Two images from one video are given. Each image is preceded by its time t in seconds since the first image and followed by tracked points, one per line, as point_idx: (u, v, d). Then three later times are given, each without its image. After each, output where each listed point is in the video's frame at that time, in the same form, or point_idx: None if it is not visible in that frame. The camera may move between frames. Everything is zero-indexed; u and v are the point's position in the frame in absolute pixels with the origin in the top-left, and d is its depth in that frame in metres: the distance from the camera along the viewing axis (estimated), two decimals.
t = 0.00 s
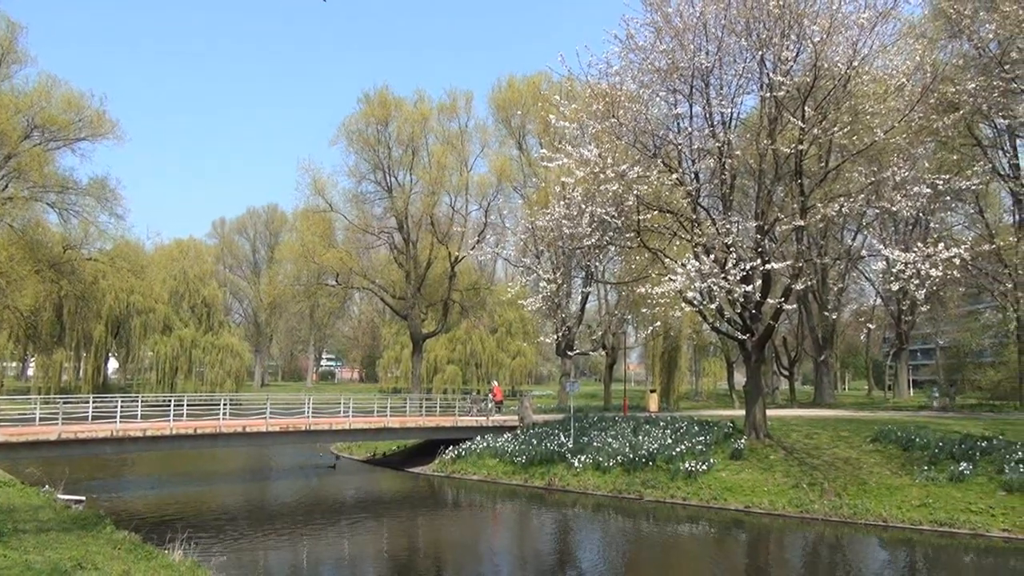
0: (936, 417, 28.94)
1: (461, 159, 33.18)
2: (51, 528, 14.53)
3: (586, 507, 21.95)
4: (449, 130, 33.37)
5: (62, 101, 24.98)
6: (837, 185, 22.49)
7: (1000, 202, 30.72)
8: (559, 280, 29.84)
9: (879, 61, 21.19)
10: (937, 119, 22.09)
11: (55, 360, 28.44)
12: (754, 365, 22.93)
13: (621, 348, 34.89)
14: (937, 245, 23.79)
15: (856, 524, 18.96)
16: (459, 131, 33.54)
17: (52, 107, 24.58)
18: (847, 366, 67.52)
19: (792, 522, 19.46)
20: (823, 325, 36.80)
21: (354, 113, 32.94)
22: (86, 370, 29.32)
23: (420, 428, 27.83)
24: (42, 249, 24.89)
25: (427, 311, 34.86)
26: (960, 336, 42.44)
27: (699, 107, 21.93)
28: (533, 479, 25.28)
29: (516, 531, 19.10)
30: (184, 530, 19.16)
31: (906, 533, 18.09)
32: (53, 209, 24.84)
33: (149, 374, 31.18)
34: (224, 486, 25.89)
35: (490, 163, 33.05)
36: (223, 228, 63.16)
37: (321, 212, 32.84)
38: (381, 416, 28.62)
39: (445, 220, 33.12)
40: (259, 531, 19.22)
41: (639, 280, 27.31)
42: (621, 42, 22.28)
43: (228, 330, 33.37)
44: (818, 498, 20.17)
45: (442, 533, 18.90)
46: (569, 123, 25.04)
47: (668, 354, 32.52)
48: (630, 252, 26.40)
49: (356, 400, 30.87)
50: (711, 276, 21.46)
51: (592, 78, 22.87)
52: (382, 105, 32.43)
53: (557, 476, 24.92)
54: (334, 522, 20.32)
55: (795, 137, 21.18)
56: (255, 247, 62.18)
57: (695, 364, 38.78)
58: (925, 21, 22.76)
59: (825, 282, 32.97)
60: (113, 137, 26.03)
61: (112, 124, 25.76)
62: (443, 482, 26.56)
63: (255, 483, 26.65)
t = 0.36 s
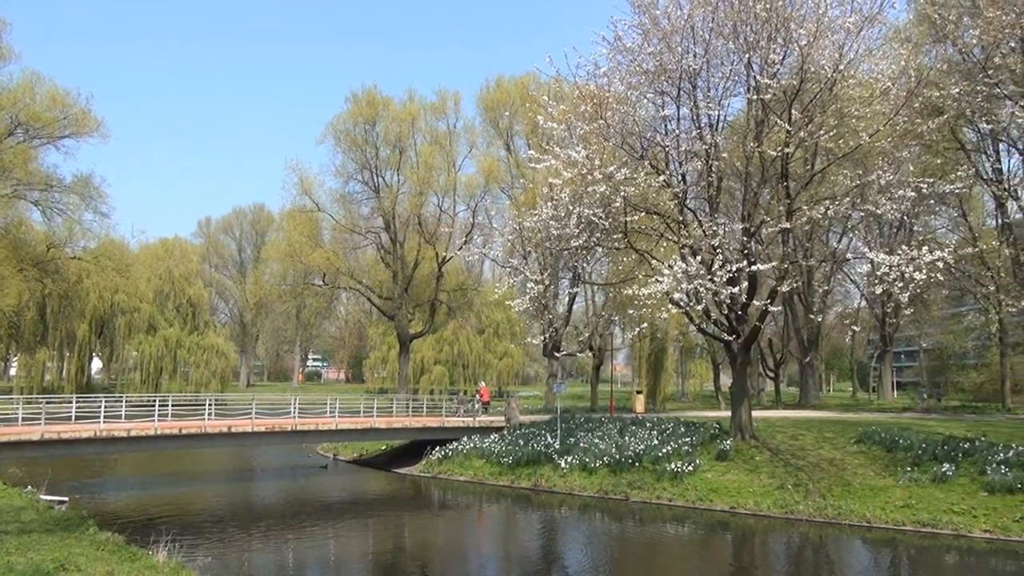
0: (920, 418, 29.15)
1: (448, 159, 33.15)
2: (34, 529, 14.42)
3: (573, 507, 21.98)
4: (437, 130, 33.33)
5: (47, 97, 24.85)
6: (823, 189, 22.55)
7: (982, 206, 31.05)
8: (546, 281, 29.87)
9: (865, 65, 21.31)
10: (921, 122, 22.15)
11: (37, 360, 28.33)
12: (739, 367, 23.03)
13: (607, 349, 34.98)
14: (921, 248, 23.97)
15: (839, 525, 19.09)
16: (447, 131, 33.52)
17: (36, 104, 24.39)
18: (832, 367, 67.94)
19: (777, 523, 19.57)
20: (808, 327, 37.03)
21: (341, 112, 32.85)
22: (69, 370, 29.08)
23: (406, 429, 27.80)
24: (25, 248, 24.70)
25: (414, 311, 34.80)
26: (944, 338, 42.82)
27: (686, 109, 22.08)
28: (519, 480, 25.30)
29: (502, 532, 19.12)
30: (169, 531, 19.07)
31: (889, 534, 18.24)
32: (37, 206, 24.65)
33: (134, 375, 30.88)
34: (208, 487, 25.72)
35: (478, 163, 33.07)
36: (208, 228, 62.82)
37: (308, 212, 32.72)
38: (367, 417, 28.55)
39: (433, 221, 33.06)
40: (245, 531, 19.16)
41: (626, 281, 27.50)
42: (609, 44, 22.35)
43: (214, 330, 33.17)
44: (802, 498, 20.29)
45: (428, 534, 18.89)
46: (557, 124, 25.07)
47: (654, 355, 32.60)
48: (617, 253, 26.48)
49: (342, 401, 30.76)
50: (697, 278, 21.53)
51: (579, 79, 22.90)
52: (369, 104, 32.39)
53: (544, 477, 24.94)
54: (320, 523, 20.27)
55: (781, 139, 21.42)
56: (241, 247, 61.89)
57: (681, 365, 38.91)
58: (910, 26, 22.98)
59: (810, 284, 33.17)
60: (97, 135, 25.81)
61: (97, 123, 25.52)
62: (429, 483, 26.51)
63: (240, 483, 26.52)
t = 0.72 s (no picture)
0: (912, 419, 29.24)
1: (441, 160, 33.14)
2: (24, 532, 14.34)
3: (565, 509, 21.98)
4: (429, 131, 33.31)
5: (39, 98, 24.79)
6: (815, 189, 22.79)
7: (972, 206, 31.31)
8: (539, 282, 29.86)
9: (856, 66, 21.48)
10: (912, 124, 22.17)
11: (28, 362, 28.08)
12: (732, 368, 23.03)
13: (600, 350, 35.00)
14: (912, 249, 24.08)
15: (831, 525, 19.14)
16: (440, 132, 33.50)
17: (27, 105, 24.29)
18: (824, 367, 68.13)
19: (769, 523, 19.60)
20: (800, 328, 37.17)
21: (333, 113, 32.80)
22: (60, 371, 29.04)
23: (399, 430, 27.77)
24: (15, 249, 24.59)
25: (407, 313, 34.70)
26: (935, 339, 43.01)
27: (679, 110, 22.03)
28: (512, 481, 25.27)
29: (495, 533, 19.09)
30: (160, 533, 18.98)
31: (881, 534, 18.30)
32: (27, 207, 24.53)
33: (124, 376, 30.82)
34: (200, 489, 25.62)
35: (471, 165, 33.09)
36: (200, 228, 62.62)
37: (300, 213, 32.64)
38: (360, 418, 28.49)
39: (426, 222, 33.05)
40: (237, 533, 19.10)
41: (618, 282, 27.61)
42: (602, 45, 22.39)
43: (205, 331, 33.05)
44: (794, 499, 20.34)
45: (421, 536, 18.86)
46: (549, 125, 25.10)
47: (647, 356, 32.65)
48: (610, 255, 26.52)
49: (334, 402, 30.71)
50: (690, 279, 21.53)
51: (572, 81, 22.97)
52: (362, 105, 32.33)
53: (536, 478, 24.92)
54: (312, 525, 20.21)
55: (773, 141, 21.38)
56: (233, 248, 61.73)
57: (674, 366, 38.94)
58: (901, 28, 23.11)
59: (802, 285, 33.27)
60: (88, 135, 25.70)
61: (88, 123, 25.43)
62: (422, 485, 26.47)
63: (232, 485, 26.41)
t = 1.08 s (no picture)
0: (897, 419, 29.46)
1: (428, 161, 33.10)
2: (7, 536, 14.18)
3: (553, 510, 22.00)
4: (416, 132, 33.27)
5: (20, 99, 24.59)
6: (800, 191, 22.97)
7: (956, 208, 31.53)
8: (526, 284, 29.91)
9: (841, 69, 21.59)
10: (896, 126, 22.46)
11: (10, 364, 27.74)
12: (718, 369, 23.12)
13: (588, 351, 35.03)
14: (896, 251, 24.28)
15: (817, 525, 19.26)
16: (426, 134, 33.47)
17: (9, 105, 24.14)
18: (809, 368, 68.49)
19: (755, 523, 19.69)
20: (786, 329, 37.39)
21: (319, 114, 32.70)
22: (43, 374, 28.87)
23: (386, 432, 27.73)
24: None
25: (394, 314, 34.67)
26: (919, 339, 43.36)
27: (665, 112, 22.09)
28: (499, 483, 25.25)
29: (482, 534, 19.07)
30: (145, 537, 18.84)
31: (865, 533, 18.43)
32: (10, 208, 24.31)
33: (108, 379, 30.57)
34: (185, 492, 25.43)
35: (458, 166, 33.08)
36: (185, 230, 62.21)
37: (286, 214, 32.49)
38: (346, 420, 28.37)
39: (413, 223, 33.00)
40: (222, 537, 18.98)
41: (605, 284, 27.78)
42: (589, 47, 22.45)
43: (191, 333, 32.84)
44: (780, 499, 20.44)
45: (408, 538, 18.82)
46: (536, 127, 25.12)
47: (634, 357, 32.74)
48: (597, 256, 26.59)
49: (320, 404, 30.59)
50: (676, 280, 21.62)
51: (559, 82, 23.05)
52: (348, 106, 32.24)
53: (523, 479, 24.91)
54: (298, 528, 20.12)
55: (759, 142, 21.58)
56: (219, 249, 61.36)
57: (661, 366, 39.05)
58: (885, 31, 23.23)
59: (788, 286, 33.46)
60: (71, 136, 25.51)
61: (71, 123, 25.27)
62: (409, 486, 26.42)
63: (217, 488, 26.24)
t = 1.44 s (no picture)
0: (879, 420, 29.67)
1: (413, 162, 33.01)
2: None
3: (538, 511, 22.01)
4: (401, 134, 33.18)
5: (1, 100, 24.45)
6: (784, 194, 23.27)
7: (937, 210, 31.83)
8: (511, 285, 29.95)
9: (824, 72, 21.75)
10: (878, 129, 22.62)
11: None
12: (703, 370, 23.20)
13: (573, 353, 35.05)
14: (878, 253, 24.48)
15: (800, 525, 19.37)
16: (411, 135, 33.40)
17: None
18: (793, 369, 68.93)
19: (739, 524, 19.78)
20: (770, 330, 37.67)
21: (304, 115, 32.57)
22: (24, 376, 28.48)
23: (371, 434, 27.66)
24: None
25: (379, 316, 34.72)
26: (902, 341, 43.77)
27: (650, 115, 22.19)
28: (485, 485, 25.24)
29: (466, 536, 19.04)
30: (127, 541, 18.68)
31: (848, 533, 18.57)
32: None
33: (90, 382, 30.17)
34: (167, 495, 25.22)
35: (443, 167, 33.05)
36: (169, 231, 61.76)
37: (270, 216, 32.33)
38: (331, 422, 28.24)
39: (398, 224, 32.93)
40: (204, 540, 18.83)
41: (590, 285, 27.88)
42: (574, 50, 22.53)
43: (174, 335, 32.62)
44: (763, 500, 20.55)
45: (393, 540, 18.77)
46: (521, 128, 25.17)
47: (619, 359, 32.80)
48: (582, 258, 26.66)
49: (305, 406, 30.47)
50: (660, 281, 21.73)
51: (544, 84, 23.11)
52: (332, 107, 32.13)
53: (508, 481, 24.90)
54: (282, 531, 20.01)
55: (743, 145, 21.60)
56: (202, 250, 60.90)
57: (646, 368, 39.16)
58: (866, 34, 23.42)
59: (771, 288, 33.66)
60: (53, 136, 25.24)
61: (52, 123, 25.00)
62: (394, 489, 26.33)
63: (200, 491, 26.06)
